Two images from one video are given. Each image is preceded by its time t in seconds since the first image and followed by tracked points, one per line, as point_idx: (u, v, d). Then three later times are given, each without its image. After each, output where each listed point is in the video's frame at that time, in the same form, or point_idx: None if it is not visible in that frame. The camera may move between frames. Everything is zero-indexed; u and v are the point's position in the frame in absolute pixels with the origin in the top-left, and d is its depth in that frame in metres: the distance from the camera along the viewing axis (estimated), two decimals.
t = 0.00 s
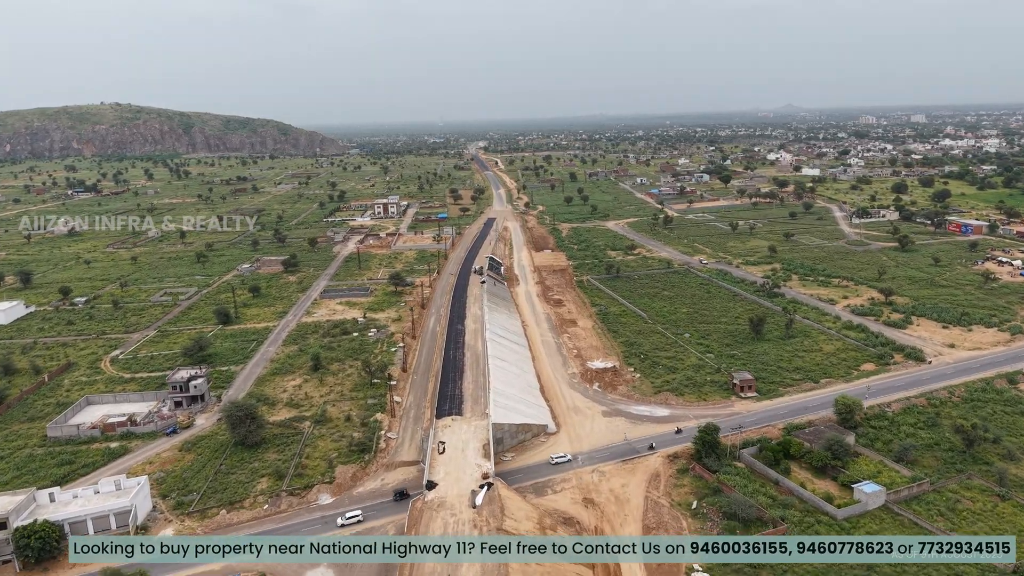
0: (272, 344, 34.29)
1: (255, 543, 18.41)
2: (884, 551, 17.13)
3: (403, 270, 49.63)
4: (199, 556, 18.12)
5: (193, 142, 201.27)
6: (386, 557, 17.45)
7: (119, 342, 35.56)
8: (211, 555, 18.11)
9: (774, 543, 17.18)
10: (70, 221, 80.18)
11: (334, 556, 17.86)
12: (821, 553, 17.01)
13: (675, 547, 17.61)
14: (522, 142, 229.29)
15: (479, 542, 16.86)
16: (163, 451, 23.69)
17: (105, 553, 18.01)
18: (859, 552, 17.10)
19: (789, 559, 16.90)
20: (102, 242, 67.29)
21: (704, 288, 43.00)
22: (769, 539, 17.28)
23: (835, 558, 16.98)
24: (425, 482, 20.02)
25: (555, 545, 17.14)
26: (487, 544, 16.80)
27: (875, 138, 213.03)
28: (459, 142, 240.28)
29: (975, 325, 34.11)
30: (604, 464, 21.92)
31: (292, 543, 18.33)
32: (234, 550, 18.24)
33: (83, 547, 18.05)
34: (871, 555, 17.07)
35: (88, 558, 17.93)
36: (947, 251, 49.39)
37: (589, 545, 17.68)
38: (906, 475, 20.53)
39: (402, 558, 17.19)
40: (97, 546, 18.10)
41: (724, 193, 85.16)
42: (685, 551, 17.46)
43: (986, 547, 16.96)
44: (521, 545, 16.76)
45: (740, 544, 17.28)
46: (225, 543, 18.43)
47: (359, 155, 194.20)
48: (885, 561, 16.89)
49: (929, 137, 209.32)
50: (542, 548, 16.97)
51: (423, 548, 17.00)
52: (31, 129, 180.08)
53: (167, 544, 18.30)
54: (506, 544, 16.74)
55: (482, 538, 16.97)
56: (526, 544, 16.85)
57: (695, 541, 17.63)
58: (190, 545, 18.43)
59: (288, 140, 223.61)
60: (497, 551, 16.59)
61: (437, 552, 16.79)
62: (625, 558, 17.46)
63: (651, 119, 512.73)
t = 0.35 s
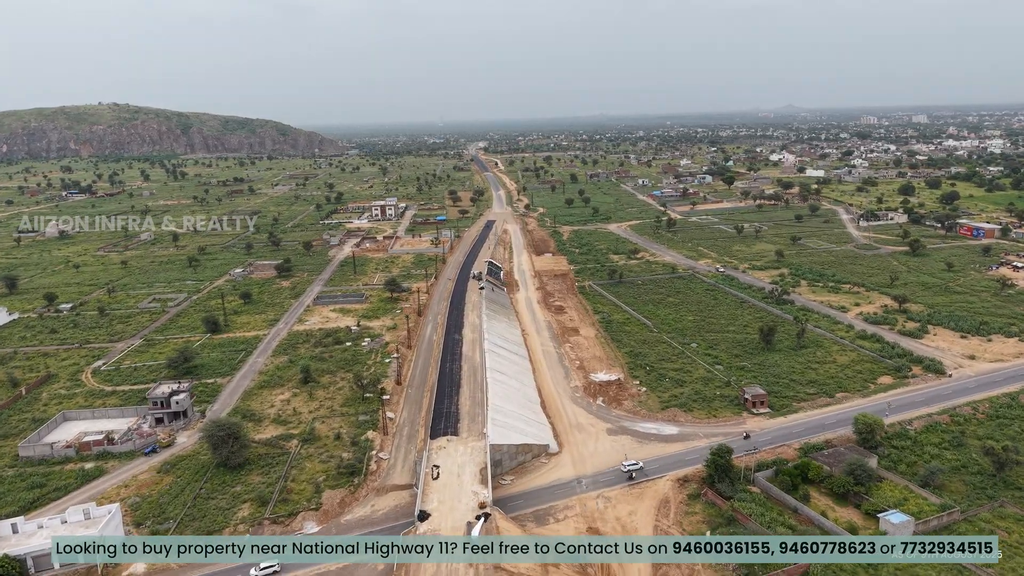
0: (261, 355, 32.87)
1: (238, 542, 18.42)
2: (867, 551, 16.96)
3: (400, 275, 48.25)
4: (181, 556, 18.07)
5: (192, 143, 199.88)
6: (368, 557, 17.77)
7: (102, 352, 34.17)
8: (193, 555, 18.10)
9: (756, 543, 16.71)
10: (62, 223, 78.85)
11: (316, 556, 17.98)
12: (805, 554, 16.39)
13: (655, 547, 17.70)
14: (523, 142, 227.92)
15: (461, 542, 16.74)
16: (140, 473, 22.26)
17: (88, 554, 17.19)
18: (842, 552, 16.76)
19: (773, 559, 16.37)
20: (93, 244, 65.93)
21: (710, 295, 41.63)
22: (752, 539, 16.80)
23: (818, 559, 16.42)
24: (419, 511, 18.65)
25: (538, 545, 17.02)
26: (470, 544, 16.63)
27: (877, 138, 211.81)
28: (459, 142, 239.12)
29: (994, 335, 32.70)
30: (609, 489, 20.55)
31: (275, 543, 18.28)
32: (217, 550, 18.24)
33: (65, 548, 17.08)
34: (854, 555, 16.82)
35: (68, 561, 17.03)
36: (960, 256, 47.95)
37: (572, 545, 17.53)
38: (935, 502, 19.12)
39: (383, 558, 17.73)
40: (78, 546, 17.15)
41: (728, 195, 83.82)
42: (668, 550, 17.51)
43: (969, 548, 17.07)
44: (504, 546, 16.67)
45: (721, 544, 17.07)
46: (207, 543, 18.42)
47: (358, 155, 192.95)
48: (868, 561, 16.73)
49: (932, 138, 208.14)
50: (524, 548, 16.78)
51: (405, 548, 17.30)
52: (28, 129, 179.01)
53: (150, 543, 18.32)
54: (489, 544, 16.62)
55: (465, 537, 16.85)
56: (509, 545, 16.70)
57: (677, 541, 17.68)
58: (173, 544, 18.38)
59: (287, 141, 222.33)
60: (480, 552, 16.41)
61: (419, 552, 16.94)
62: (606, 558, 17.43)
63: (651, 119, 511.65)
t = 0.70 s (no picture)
0: (249, 366, 31.44)
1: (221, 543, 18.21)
2: (849, 551, 17.06)
3: (396, 280, 46.86)
4: (163, 556, 17.87)
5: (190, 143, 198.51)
6: (351, 556, 17.91)
7: (84, 363, 32.77)
8: (176, 555, 17.92)
9: (739, 543, 17.37)
10: (55, 226, 77.54)
11: (300, 556, 17.98)
12: (788, 553, 16.89)
13: (639, 547, 17.79)
14: (523, 142, 226.72)
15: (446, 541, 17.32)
16: (115, 499, 20.84)
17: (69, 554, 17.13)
18: (825, 552, 17.02)
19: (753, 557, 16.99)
20: (84, 248, 64.60)
21: (717, 301, 40.26)
22: (735, 539, 17.50)
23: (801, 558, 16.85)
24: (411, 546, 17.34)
25: (521, 545, 17.74)
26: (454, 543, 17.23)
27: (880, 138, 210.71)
28: (459, 142, 237.93)
29: (1016, 346, 31.24)
30: (616, 518, 19.16)
31: (258, 543, 18.22)
32: (200, 550, 18.01)
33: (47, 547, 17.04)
34: (835, 555, 16.97)
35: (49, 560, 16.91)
36: (974, 261, 46.50)
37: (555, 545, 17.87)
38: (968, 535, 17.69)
39: (365, 558, 17.79)
40: (61, 546, 17.18)
41: (731, 197, 82.42)
42: (650, 550, 17.69)
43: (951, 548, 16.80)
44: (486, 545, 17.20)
45: (705, 544, 17.60)
46: (191, 543, 18.24)
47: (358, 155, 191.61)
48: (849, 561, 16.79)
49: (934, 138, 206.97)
50: (506, 548, 17.59)
51: (388, 548, 18.03)
52: (25, 130, 177.85)
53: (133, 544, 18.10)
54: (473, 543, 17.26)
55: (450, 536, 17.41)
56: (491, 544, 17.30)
57: (660, 541, 17.90)
58: (155, 545, 18.20)
59: (286, 141, 220.93)
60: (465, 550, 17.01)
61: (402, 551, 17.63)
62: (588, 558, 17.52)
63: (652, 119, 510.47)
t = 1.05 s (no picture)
0: (236, 380, 30.00)
1: (204, 543, 18.21)
2: (833, 552, 16.83)
3: (392, 286, 45.47)
4: (146, 556, 17.89)
5: (188, 143, 196.95)
6: (332, 557, 17.78)
7: (64, 375, 31.37)
8: (159, 554, 17.94)
9: (722, 543, 17.56)
10: (46, 229, 76.07)
11: (281, 556, 17.81)
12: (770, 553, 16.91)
13: (622, 547, 17.84)
14: (523, 142, 225.60)
15: (427, 542, 17.34)
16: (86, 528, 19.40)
17: (53, 553, 18.06)
18: (808, 552, 16.84)
19: (736, 558, 17.18)
20: (74, 251, 63.16)
21: (723, 308, 38.90)
22: (718, 539, 17.68)
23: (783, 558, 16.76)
24: None
25: (504, 545, 17.69)
26: (436, 543, 17.28)
27: (882, 138, 209.71)
28: (458, 142, 236.73)
29: None
30: (623, 551, 17.76)
31: (240, 544, 18.09)
32: (182, 550, 18.05)
33: (31, 547, 18.17)
34: (817, 556, 16.82)
35: (34, 559, 17.93)
36: (988, 266, 45.09)
37: (538, 545, 17.89)
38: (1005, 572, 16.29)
39: (347, 558, 17.82)
40: (45, 546, 18.22)
41: (735, 199, 81.01)
42: (633, 550, 17.72)
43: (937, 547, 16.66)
44: (467, 545, 17.10)
45: (687, 544, 17.70)
46: (174, 543, 18.29)
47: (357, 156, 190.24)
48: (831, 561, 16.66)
49: (936, 138, 205.86)
50: (489, 548, 17.19)
51: (370, 548, 18.09)
52: (22, 130, 176.42)
53: (114, 543, 18.22)
54: (455, 544, 17.19)
55: (431, 537, 17.46)
56: (473, 545, 17.13)
57: (643, 542, 17.92)
58: (138, 545, 18.28)
59: (285, 141, 219.49)
60: (445, 551, 17.03)
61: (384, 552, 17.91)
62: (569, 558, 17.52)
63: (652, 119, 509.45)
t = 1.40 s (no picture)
0: (222, 394, 28.52)
1: (185, 543, 18.18)
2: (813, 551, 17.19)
3: (388, 292, 44.04)
4: (128, 556, 17.93)
5: (186, 143, 195.29)
6: (314, 556, 17.68)
7: (42, 388, 29.95)
8: (140, 555, 17.92)
9: (704, 543, 17.82)
10: (36, 232, 74.48)
11: (263, 556, 17.82)
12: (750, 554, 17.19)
13: (604, 547, 17.86)
14: (523, 142, 224.08)
15: (410, 542, 17.90)
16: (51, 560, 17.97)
17: (35, 553, 18.11)
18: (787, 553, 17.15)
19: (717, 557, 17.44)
20: (64, 255, 61.67)
21: (731, 316, 37.47)
22: (699, 540, 17.96)
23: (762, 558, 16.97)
24: None
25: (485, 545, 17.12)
26: (419, 543, 17.82)
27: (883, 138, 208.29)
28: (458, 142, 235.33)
29: None
30: None
31: (223, 543, 18.22)
32: (165, 550, 17.99)
33: (13, 547, 18.23)
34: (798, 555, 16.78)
35: (16, 558, 18.00)
36: (1003, 272, 43.67)
37: (520, 545, 17.46)
38: None
39: (330, 557, 17.62)
40: (27, 546, 18.29)
41: (739, 201, 79.55)
42: (616, 550, 17.85)
43: (918, 548, 17.28)
44: (451, 546, 17.57)
45: (669, 544, 17.85)
46: (155, 543, 18.11)
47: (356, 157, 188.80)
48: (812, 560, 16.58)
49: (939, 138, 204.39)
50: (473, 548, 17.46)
51: (352, 548, 17.94)
52: (18, 130, 174.92)
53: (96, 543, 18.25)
54: (437, 544, 17.71)
55: (414, 537, 18.01)
56: (456, 545, 17.59)
57: (625, 542, 18.04)
58: (121, 545, 18.32)
59: (284, 142, 218.07)
60: (428, 551, 17.54)
61: (366, 551, 17.85)
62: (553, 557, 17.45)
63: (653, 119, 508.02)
